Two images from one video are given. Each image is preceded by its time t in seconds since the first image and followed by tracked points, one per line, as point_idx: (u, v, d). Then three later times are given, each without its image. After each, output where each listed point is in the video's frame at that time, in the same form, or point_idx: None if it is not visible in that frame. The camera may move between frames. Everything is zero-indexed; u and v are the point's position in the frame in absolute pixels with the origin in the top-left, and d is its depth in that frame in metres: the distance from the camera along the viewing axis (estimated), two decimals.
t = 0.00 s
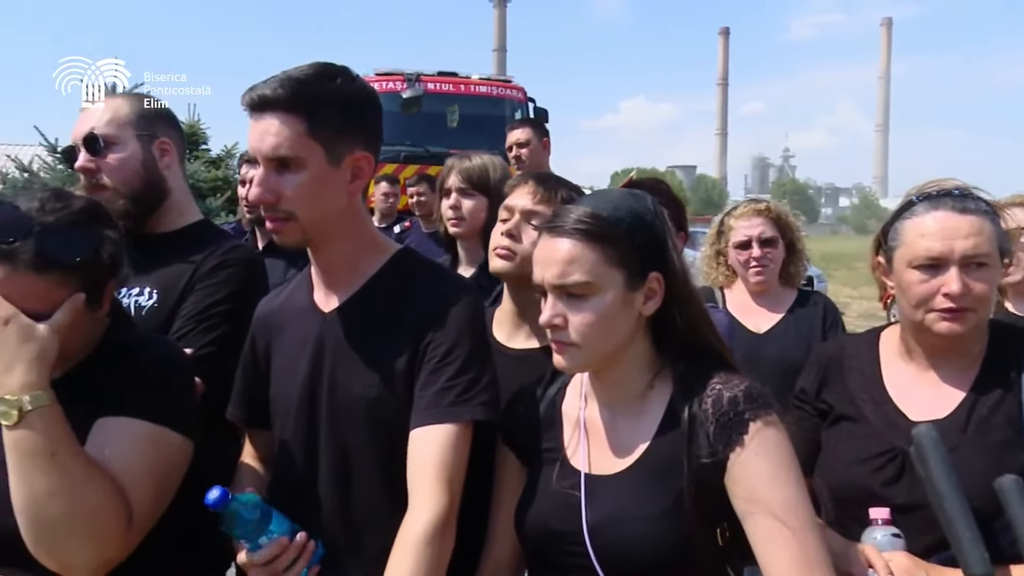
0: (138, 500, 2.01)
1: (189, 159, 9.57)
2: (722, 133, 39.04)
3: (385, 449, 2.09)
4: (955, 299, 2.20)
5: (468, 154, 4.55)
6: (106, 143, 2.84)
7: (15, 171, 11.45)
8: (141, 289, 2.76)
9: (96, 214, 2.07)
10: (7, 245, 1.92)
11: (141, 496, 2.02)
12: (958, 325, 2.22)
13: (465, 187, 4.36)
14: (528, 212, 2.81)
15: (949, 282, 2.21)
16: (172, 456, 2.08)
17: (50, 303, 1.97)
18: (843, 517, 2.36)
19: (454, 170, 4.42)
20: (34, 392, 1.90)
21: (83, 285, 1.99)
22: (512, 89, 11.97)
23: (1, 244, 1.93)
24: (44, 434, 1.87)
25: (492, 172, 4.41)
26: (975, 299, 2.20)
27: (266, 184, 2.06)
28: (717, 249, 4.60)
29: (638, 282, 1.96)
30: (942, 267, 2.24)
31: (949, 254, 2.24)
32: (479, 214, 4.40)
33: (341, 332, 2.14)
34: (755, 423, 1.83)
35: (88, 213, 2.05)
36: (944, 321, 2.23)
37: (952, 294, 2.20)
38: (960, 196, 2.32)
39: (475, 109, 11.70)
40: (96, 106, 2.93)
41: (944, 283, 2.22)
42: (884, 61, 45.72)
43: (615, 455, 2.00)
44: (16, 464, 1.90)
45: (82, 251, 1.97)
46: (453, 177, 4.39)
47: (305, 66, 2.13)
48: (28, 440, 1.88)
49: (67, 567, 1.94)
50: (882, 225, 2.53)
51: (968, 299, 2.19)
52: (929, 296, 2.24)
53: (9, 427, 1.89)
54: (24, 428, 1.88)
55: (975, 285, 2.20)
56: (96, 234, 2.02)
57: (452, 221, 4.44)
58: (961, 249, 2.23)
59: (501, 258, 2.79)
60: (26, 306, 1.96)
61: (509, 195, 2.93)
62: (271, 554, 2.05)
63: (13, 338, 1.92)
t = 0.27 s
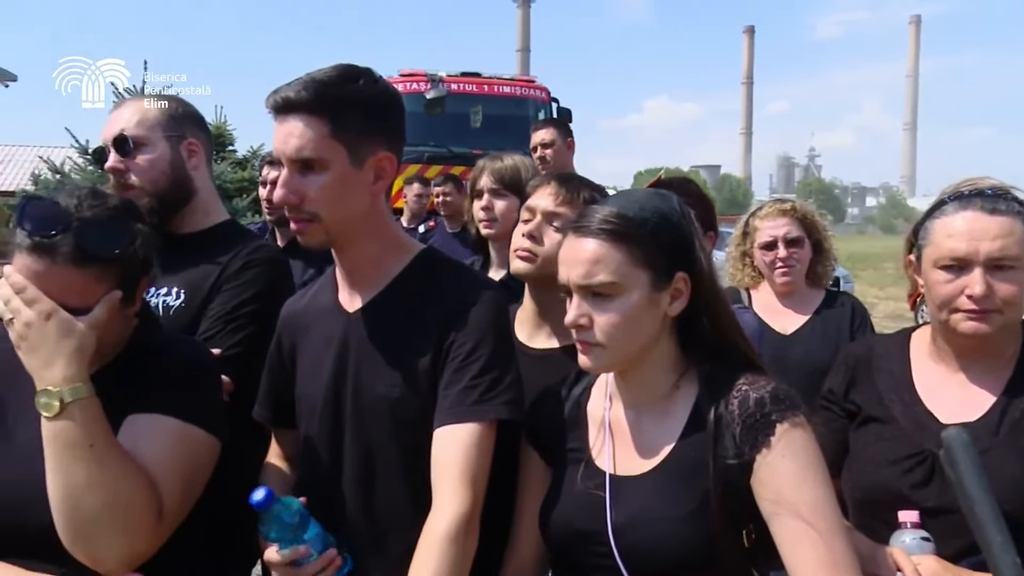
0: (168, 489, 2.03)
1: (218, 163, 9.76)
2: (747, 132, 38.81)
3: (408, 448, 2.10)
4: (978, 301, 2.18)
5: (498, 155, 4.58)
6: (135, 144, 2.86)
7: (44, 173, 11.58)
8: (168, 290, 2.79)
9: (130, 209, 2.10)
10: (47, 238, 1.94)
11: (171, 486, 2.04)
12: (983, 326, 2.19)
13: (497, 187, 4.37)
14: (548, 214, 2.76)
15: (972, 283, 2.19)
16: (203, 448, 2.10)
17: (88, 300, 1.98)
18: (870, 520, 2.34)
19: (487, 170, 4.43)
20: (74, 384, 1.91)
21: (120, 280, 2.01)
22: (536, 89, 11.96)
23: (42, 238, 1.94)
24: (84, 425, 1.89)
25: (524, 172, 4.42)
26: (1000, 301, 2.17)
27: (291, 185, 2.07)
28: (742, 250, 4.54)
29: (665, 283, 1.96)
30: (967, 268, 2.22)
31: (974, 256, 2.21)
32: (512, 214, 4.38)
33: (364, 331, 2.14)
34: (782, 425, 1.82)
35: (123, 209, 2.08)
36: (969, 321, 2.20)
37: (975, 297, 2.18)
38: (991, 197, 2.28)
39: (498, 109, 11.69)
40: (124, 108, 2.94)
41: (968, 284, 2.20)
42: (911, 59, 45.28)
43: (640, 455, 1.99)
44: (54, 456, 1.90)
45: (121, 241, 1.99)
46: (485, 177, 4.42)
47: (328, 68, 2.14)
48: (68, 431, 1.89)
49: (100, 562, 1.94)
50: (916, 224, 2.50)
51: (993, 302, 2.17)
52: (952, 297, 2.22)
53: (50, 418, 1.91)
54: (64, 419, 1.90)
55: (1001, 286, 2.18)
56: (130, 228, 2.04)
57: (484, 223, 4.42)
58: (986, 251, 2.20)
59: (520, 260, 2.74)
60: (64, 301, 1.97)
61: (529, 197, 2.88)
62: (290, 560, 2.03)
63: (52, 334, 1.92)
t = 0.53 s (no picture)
0: (189, 484, 2.04)
1: (234, 163, 9.79)
2: (762, 132, 38.67)
3: (424, 446, 2.10)
4: (987, 301, 2.18)
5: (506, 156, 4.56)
6: (153, 144, 2.87)
7: (62, 175, 11.66)
8: (186, 290, 2.80)
9: (151, 211, 2.11)
10: (70, 238, 1.95)
11: (193, 481, 2.05)
12: (991, 325, 2.19)
13: (503, 188, 4.36)
14: (559, 214, 2.76)
15: (981, 283, 2.19)
16: (223, 445, 2.11)
17: (109, 300, 1.99)
18: (889, 522, 2.32)
19: (492, 172, 4.44)
20: (101, 383, 1.92)
21: (141, 280, 2.02)
22: (550, 89, 11.94)
23: (65, 238, 1.95)
24: (111, 424, 1.90)
25: (529, 173, 4.41)
26: (1012, 302, 2.16)
27: (307, 184, 2.07)
28: (759, 250, 4.52)
29: (681, 283, 1.95)
30: (979, 268, 2.21)
31: (984, 256, 2.20)
32: (519, 215, 4.38)
33: (379, 329, 2.14)
34: (799, 425, 1.81)
35: (145, 210, 2.10)
36: (978, 320, 2.20)
37: (983, 297, 2.18)
38: (1013, 197, 2.24)
39: (512, 109, 11.69)
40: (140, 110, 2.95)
41: (978, 284, 2.20)
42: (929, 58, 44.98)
43: (657, 456, 1.98)
44: (79, 455, 1.91)
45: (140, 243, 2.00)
46: (492, 179, 4.41)
47: (346, 68, 2.14)
48: (94, 429, 1.90)
49: (125, 559, 1.94)
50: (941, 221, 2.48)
51: (1002, 303, 2.16)
52: (963, 296, 2.22)
53: (76, 417, 1.91)
54: (91, 418, 1.90)
55: (1010, 287, 2.16)
56: (152, 229, 2.05)
57: (492, 223, 4.45)
58: (998, 252, 2.18)
59: (531, 260, 2.74)
60: (82, 299, 1.97)
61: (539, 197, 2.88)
62: (299, 554, 2.02)
63: (80, 333, 1.94)
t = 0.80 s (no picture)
0: (212, 486, 2.04)
1: (251, 163, 9.84)
2: (779, 132, 38.49)
3: (441, 445, 2.09)
4: (1007, 302, 2.14)
5: (499, 156, 4.59)
6: (174, 144, 2.88)
7: (83, 176, 11.75)
8: (205, 289, 2.81)
9: (173, 214, 2.11)
10: (94, 244, 1.94)
11: (215, 483, 2.05)
12: (1011, 327, 2.16)
13: (495, 185, 4.38)
14: (574, 215, 2.70)
15: (1002, 284, 2.16)
16: (243, 446, 2.11)
17: (133, 304, 1.98)
18: (910, 525, 2.30)
19: (485, 169, 4.46)
20: (124, 388, 1.93)
21: (164, 285, 2.01)
22: (566, 89, 11.92)
23: (88, 243, 1.94)
24: (134, 427, 1.90)
25: (522, 172, 4.43)
26: None
27: (328, 181, 2.07)
28: (776, 250, 4.48)
29: (701, 282, 1.93)
30: (1000, 267, 2.18)
31: (1005, 256, 2.18)
32: (509, 211, 4.37)
33: (398, 327, 2.13)
34: (819, 427, 1.79)
35: (168, 213, 2.09)
36: (998, 321, 2.17)
37: (1005, 298, 2.14)
38: None
39: (528, 109, 11.67)
40: (164, 111, 2.97)
41: (998, 284, 2.17)
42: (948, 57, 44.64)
43: (675, 457, 1.96)
44: (103, 458, 1.91)
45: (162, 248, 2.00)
46: (484, 175, 4.43)
47: (369, 67, 2.13)
48: (117, 432, 1.90)
49: (149, 560, 1.94)
50: (965, 220, 2.45)
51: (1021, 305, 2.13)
52: (983, 296, 2.19)
53: (100, 420, 1.91)
54: (114, 421, 1.91)
55: None
56: (174, 234, 2.05)
57: (482, 219, 4.44)
58: (1018, 253, 2.16)
59: (548, 261, 2.68)
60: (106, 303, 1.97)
61: (555, 196, 2.82)
62: (309, 555, 2.00)
63: (103, 337, 1.94)
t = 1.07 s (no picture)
0: (238, 486, 2.04)
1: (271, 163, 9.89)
2: (799, 131, 38.27)
3: (461, 446, 2.09)
4: None
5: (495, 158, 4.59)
6: (195, 145, 2.90)
7: (107, 177, 11.86)
8: (227, 289, 2.82)
9: (198, 217, 2.11)
10: (118, 247, 1.95)
11: (240, 486, 2.05)
12: None
13: (494, 186, 4.38)
14: (594, 214, 2.68)
15: None
16: (268, 450, 2.11)
17: (157, 305, 1.99)
18: (933, 529, 2.27)
19: (483, 171, 4.45)
20: (153, 387, 1.93)
21: (189, 287, 2.02)
22: (585, 88, 11.90)
23: (114, 246, 1.95)
24: (162, 426, 1.91)
25: (521, 174, 4.45)
26: None
27: (351, 184, 2.06)
28: (797, 249, 4.39)
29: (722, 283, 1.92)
30: None
31: None
32: (509, 213, 4.37)
33: (420, 328, 2.13)
34: (841, 429, 1.77)
35: (192, 216, 2.10)
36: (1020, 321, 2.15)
37: None
38: None
39: (547, 109, 11.66)
40: (186, 112, 2.98)
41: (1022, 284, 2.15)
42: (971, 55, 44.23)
43: (695, 459, 1.95)
44: (130, 458, 1.92)
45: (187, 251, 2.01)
46: (483, 177, 4.42)
47: (391, 69, 2.13)
48: (146, 431, 1.91)
49: (175, 560, 1.94)
50: (989, 220, 2.42)
51: None
52: (1007, 296, 2.17)
53: (129, 419, 1.92)
54: (143, 420, 1.91)
55: None
56: (198, 236, 2.05)
57: (481, 221, 4.40)
58: None
59: (566, 260, 2.68)
60: (133, 305, 1.98)
61: (576, 196, 2.79)
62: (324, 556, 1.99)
63: (131, 337, 1.95)
